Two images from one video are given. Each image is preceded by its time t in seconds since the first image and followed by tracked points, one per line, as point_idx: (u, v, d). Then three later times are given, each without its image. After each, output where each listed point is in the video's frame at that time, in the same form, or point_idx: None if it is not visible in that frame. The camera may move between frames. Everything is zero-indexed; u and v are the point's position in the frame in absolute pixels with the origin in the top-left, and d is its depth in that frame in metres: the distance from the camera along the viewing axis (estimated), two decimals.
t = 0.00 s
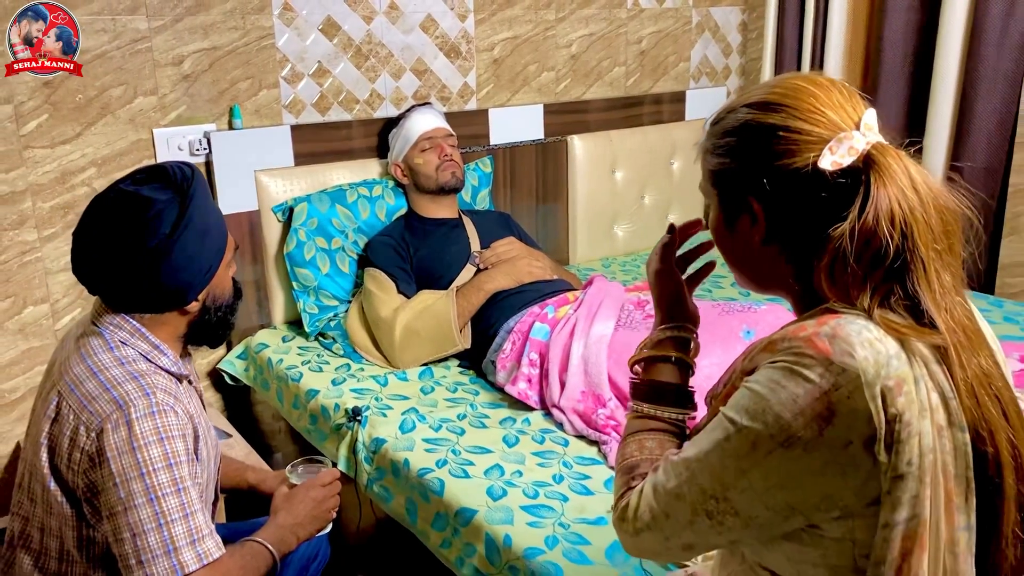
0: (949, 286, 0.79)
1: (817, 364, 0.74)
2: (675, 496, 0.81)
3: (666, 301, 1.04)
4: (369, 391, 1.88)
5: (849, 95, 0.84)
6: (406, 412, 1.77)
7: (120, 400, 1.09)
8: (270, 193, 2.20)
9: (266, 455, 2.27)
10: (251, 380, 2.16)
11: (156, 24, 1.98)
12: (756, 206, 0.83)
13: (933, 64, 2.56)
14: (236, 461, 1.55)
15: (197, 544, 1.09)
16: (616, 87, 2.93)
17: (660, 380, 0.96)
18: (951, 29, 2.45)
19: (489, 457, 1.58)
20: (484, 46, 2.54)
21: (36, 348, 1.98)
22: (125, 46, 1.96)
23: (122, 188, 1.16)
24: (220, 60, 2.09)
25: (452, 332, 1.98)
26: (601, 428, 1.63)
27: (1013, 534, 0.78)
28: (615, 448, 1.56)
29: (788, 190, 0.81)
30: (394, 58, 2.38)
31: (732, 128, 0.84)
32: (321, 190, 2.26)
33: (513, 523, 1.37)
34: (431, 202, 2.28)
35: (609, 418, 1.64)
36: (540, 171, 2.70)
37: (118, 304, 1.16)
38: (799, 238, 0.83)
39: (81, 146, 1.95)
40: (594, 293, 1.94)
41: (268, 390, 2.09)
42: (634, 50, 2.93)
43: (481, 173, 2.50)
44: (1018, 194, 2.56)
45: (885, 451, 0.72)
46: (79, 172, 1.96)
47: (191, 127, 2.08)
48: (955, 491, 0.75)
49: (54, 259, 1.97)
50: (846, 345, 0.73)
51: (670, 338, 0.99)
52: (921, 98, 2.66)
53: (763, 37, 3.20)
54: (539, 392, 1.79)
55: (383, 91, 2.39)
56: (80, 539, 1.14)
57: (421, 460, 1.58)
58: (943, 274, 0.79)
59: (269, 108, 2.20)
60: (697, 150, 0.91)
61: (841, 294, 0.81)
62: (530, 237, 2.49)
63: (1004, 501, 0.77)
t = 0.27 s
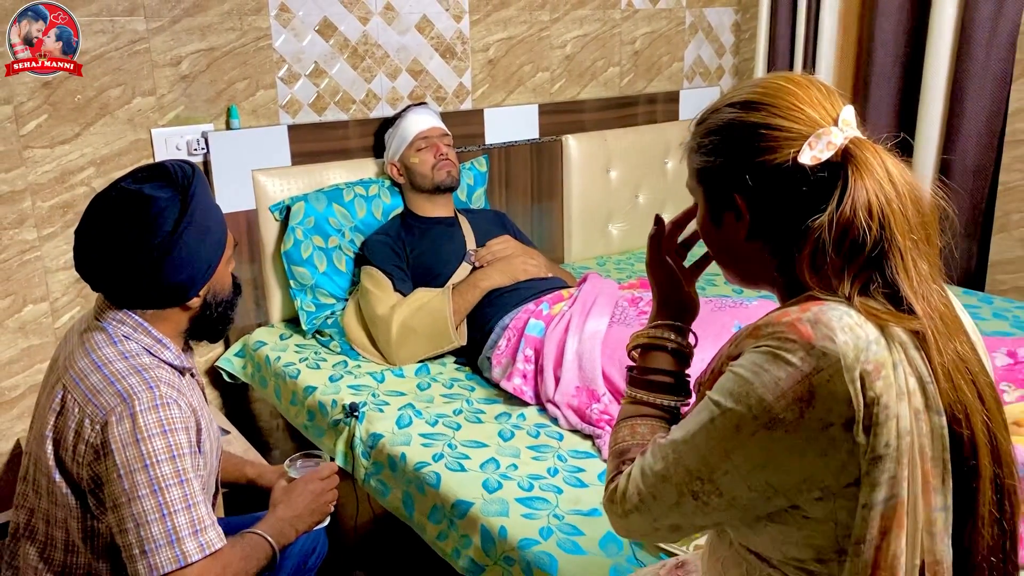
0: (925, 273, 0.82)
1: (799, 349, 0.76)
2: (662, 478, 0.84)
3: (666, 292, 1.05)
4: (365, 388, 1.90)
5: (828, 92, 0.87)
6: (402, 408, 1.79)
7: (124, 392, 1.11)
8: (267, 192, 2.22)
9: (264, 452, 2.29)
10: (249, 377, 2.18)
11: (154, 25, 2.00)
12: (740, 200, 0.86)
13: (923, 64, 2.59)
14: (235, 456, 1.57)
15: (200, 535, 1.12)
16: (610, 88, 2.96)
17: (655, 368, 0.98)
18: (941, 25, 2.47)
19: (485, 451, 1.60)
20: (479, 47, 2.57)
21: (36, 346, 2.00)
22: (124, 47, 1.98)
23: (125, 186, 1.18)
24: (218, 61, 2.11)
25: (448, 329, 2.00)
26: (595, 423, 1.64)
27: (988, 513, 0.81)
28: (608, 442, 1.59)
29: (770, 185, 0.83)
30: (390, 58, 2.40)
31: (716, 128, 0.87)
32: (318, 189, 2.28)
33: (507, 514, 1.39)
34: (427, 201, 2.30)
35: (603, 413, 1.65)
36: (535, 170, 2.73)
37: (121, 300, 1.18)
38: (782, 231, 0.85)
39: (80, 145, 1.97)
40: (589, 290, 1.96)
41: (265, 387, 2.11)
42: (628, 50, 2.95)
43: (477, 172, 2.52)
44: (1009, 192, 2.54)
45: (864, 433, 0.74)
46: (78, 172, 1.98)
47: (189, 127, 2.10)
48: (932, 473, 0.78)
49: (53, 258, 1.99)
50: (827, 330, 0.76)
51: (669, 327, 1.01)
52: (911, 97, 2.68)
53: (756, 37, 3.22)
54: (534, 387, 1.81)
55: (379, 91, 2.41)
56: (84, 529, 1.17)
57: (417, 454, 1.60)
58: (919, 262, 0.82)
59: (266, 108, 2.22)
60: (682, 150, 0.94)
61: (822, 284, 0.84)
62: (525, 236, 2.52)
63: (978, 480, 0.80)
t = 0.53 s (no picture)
0: (906, 263, 0.84)
1: (785, 339, 0.78)
2: (656, 471, 0.86)
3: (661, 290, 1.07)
4: (362, 384, 1.92)
5: (810, 90, 0.90)
6: (399, 404, 1.81)
7: (127, 386, 1.14)
8: (264, 192, 2.24)
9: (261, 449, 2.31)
10: (247, 375, 2.20)
11: (152, 25, 2.02)
12: (727, 194, 0.88)
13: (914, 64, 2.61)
14: (234, 452, 1.59)
15: (201, 525, 1.15)
16: (605, 87, 2.98)
17: (648, 365, 0.99)
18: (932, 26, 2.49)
19: (480, 446, 1.62)
20: (474, 47, 2.59)
21: (35, 344, 2.02)
22: (122, 48, 2.00)
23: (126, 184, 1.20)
24: (216, 61, 2.13)
25: (444, 327, 2.02)
26: (589, 418, 1.67)
27: (967, 497, 0.83)
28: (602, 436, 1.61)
29: (757, 179, 0.86)
30: (386, 59, 2.42)
31: (702, 125, 0.89)
32: (315, 188, 2.30)
33: (502, 507, 1.41)
34: (423, 200, 2.32)
35: (597, 408, 1.68)
36: (531, 169, 2.75)
37: (124, 296, 1.21)
38: (769, 224, 0.88)
39: (79, 145, 1.98)
40: (583, 288, 1.99)
41: (263, 385, 2.13)
42: (623, 51, 2.98)
43: (472, 172, 2.55)
44: (1000, 190, 2.58)
45: (847, 420, 0.77)
46: (77, 171, 1.99)
47: (186, 127, 2.12)
48: (914, 459, 0.80)
49: (52, 257, 2.00)
50: (811, 320, 0.78)
51: (663, 324, 1.02)
52: (903, 96, 2.71)
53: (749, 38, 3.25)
54: (529, 383, 1.83)
55: (375, 91, 2.43)
56: (87, 521, 1.20)
57: (414, 449, 1.62)
58: (900, 252, 0.84)
59: (263, 108, 2.24)
60: (669, 147, 0.96)
61: (808, 275, 0.86)
62: (520, 235, 2.54)
63: (957, 465, 0.82)
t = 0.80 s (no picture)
0: (896, 257, 0.86)
1: (778, 334, 0.80)
2: (653, 465, 0.87)
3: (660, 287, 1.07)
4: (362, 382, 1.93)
5: (801, 88, 0.91)
6: (398, 402, 1.82)
7: (132, 383, 1.16)
8: (264, 191, 2.25)
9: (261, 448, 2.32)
10: (246, 374, 2.21)
11: (152, 26, 2.03)
12: (721, 191, 0.90)
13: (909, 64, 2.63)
14: (234, 449, 1.60)
15: (204, 521, 1.16)
16: (602, 87, 3.00)
17: (648, 361, 1.01)
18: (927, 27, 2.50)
19: (479, 443, 1.64)
20: (472, 48, 2.60)
21: (36, 343, 2.03)
22: (122, 48, 2.01)
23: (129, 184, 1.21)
24: (215, 62, 2.14)
25: (442, 326, 2.03)
26: (587, 415, 1.68)
27: (958, 487, 0.85)
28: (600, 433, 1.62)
29: (750, 176, 0.87)
30: (384, 59, 2.44)
31: (695, 125, 0.91)
32: (314, 188, 2.31)
33: (501, 503, 1.43)
34: (422, 200, 2.33)
35: (595, 405, 1.69)
36: (528, 169, 2.76)
37: (129, 295, 1.22)
38: (762, 221, 0.89)
39: (79, 145, 1.99)
40: (580, 286, 2.00)
41: (263, 384, 2.14)
42: (620, 51, 2.99)
43: (470, 171, 2.56)
44: (995, 189, 2.63)
45: (840, 413, 0.78)
46: (77, 171, 2.01)
47: (186, 127, 2.13)
48: (905, 451, 0.82)
49: (52, 256, 2.01)
50: (804, 314, 0.79)
51: (662, 321, 1.03)
52: (898, 96, 2.73)
53: (746, 38, 3.27)
54: (527, 381, 1.85)
55: (374, 91, 2.45)
56: (91, 517, 1.21)
57: (413, 446, 1.63)
58: (890, 246, 0.86)
59: (262, 108, 2.25)
60: (664, 147, 0.98)
61: (801, 269, 0.88)
62: (518, 234, 2.55)
63: (947, 455, 0.84)
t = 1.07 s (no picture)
0: (893, 254, 0.86)
1: (778, 334, 0.80)
2: (655, 465, 0.87)
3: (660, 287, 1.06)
4: (362, 382, 1.94)
5: (799, 87, 0.92)
6: (398, 401, 1.83)
7: (133, 383, 1.16)
8: (263, 192, 2.25)
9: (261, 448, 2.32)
10: (246, 374, 2.22)
11: (152, 27, 2.04)
12: (720, 191, 0.90)
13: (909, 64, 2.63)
14: (235, 449, 1.60)
15: (205, 521, 1.16)
16: (602, 88, 3.00)
17: (649, 362, 1.01)
18: (925, 26, 2.51)
19: (479, 442, 1.64)
20: (472, 48, 2.60)
21: (36, 344, 2.03)
22: (122, 49, 2.01)
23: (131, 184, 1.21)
24: (215, 62, 2.14)
25: (442, 326, 2.03)
26: (586, 414, 1.69)
27: (957, 483, 0.85)
28: (599, 433, 1.63)
29: (748, 175, 0.88)
30: (384, 59, 2.44)
31: (694, 125, 0.91)
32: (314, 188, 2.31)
33: (501, 502, 1.43)
34: (421, 200, 2.34)
35: (595, 405, 1.70)
36: (528, 169, 2.77)
37: (130, 296, 1.22)
38: (761, 220, 0.89)
39: (79, 146, 2.00)
40: (580, 286, 2.01)
41: (263, 383, 2.14)
42: (619, 51, 3.00)
43: (470, 171, 2.57)
44: (993, 189, 2.64)
45: (839, 411, 0.78)
46: (77, 172, 2.01)
47: (186, 127, 2.13)
48: (904, 449, 0.82)
49: (53, 257, 2.01)
50: (804, 314, 0.80)
51: (663, 321, 1.03)
52: (897, 95, 2.73)
53: (745, 38, 3.27)
54: (527, 380, 1.85)
55: (374, 92, 2.45)
56: (93, 517, 1.21)
57: (413, 446, 1.64)
58: (887, 243, 0.86)
59: (262, 108, 2.25)
60: (663, 148, 0.98)
61: (799, 267, 0.88)
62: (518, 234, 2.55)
63: (946, 450, 0.84)
